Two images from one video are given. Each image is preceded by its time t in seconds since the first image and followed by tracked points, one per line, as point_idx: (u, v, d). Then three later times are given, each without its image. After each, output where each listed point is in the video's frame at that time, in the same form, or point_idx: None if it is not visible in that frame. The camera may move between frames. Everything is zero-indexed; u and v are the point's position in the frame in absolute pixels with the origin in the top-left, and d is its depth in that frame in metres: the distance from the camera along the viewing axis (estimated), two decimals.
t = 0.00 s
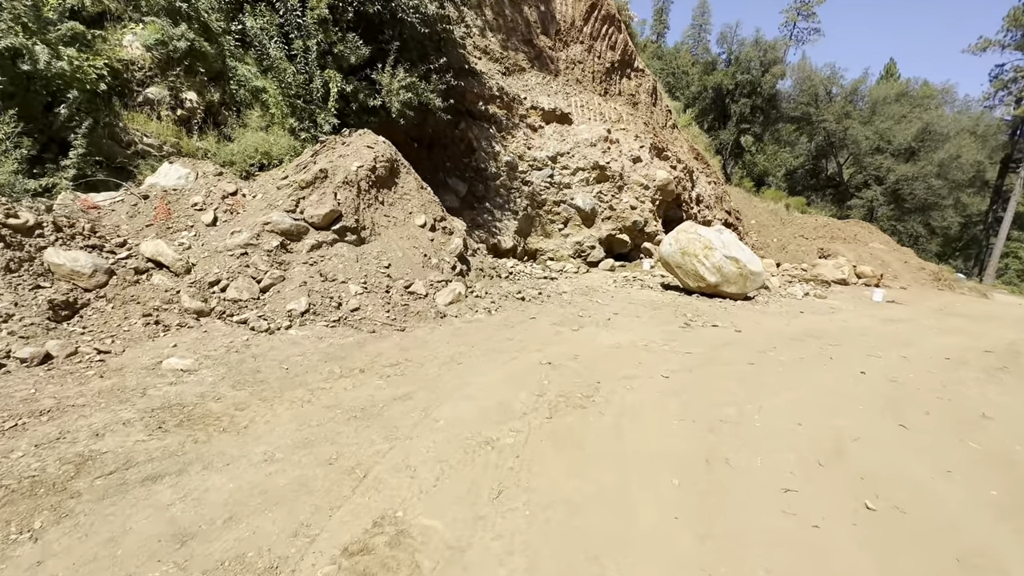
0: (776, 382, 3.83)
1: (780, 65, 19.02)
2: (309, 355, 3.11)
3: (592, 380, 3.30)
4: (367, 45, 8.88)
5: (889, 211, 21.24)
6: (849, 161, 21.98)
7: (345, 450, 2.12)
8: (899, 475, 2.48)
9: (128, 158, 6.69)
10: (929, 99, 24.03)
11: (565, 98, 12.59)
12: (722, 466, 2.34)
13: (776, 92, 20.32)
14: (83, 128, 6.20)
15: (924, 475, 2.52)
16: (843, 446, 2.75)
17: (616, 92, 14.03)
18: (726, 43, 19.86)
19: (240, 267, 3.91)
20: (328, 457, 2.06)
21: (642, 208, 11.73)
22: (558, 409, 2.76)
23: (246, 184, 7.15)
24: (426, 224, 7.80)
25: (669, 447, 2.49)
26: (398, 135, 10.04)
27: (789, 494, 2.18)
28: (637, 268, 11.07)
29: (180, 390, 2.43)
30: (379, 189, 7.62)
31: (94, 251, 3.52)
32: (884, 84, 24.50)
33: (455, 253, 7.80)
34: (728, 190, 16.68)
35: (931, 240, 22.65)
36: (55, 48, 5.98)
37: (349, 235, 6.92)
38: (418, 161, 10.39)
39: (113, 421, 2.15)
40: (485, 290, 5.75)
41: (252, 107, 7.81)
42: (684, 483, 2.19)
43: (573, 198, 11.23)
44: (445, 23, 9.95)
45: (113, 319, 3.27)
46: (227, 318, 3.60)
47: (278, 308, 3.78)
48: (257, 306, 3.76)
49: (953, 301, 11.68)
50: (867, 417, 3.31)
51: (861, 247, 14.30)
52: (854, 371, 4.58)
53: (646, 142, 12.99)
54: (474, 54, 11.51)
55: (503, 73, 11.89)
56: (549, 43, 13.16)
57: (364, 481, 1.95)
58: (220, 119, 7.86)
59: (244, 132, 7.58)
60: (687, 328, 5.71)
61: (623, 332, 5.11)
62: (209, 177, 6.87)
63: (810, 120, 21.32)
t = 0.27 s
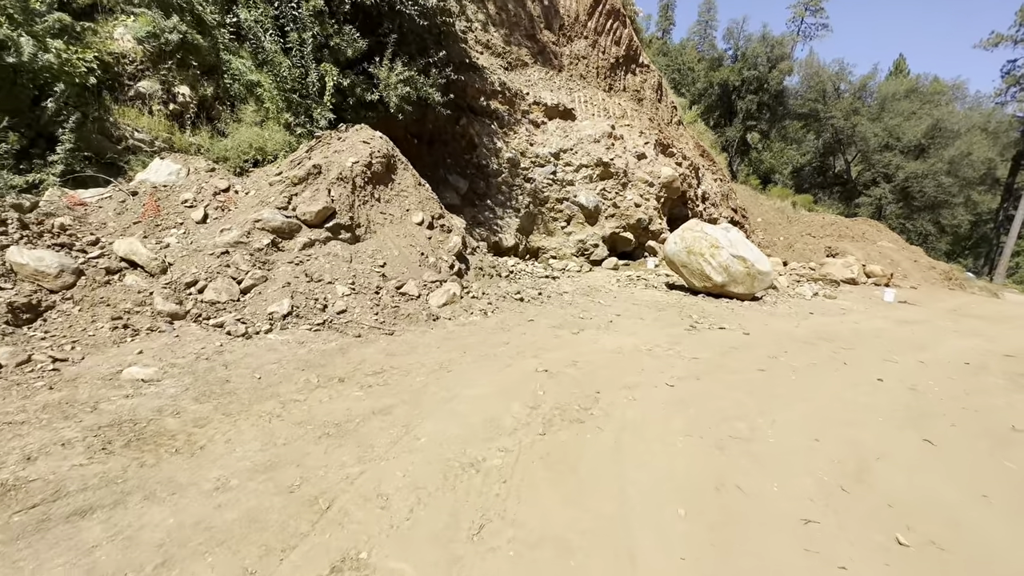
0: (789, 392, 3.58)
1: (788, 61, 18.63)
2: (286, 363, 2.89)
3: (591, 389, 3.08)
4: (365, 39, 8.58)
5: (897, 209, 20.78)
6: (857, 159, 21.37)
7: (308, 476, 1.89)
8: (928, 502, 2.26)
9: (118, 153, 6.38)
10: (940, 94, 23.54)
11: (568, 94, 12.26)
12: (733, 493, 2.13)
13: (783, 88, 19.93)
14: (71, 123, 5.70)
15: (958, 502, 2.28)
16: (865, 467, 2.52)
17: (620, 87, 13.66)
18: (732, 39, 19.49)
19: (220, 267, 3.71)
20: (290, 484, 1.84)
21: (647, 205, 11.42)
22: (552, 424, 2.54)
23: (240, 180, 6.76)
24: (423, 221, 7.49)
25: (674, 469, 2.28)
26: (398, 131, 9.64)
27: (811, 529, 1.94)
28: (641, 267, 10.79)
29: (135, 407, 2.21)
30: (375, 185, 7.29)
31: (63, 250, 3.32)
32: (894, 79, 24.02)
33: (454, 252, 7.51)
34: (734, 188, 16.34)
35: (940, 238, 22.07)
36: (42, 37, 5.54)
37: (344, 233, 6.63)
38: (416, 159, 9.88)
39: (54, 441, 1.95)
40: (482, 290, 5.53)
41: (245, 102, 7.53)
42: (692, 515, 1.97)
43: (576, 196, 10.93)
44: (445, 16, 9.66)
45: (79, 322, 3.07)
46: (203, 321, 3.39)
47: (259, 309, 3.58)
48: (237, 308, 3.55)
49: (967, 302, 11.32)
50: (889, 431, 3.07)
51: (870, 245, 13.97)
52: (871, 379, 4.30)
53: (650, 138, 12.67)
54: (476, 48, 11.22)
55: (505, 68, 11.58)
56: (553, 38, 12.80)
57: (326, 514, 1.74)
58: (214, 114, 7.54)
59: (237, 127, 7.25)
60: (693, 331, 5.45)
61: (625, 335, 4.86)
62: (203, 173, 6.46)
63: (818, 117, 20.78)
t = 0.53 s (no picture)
0: (808, 404, 3.30)
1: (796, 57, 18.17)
2: (256, 372, 2.63)
3: (591, 402, 2.81)
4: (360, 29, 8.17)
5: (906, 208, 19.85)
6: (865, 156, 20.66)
7: (256, 518, 1.63)
8: (972, 537, 2.02)
9: (106, 147, 5.42)
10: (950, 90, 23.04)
11: (571, 88, 11.75)
12: (754, 531, 1.88)
13: (791, 84, 19.45)
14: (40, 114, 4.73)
15: (1007, 540, 2.02)
16: (897, 494, 2.28)
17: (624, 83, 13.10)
18: (738, 34, 19.00)
19: (194, 266, 3.46)
20: (235, 526, 1.59)
21: (652, 202, 11.05)
22: (547, 445, 2.27)
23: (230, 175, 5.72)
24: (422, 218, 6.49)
25: (686, 499, 2.02)
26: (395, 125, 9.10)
27: None
28: (646, 266, 10.43)
29: (75, 429, 1.95)
30: (370, 180, 6.27)
31: (20, 247, 3.06)
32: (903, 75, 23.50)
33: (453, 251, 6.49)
34: (740, 185, 15.93)
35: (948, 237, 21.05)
36: None
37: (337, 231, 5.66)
38: (415, 153, 9.32)
39: None
40: (478, 291, 5.25)
41: (238, 95, 6.35)
42: (706, 561, 1.71)
43: (579, 192, 10.53)
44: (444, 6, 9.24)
45: (34, 327, 2.81)
46: (173, 326, 3.14)
47: (235, 312, 3.33)
48: (210, 312, 3.29)
49: (981, 303, 10.93)
50: (919, 448, 2.80)
51: (879, 244, 13.60)
52: (891, 388, 4.01)
53: (655, 133, 12.29)
54: (478, 41, 10.60)
55: (508, 61, 10.99)
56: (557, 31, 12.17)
57: (273, 565, 1.48)
58: (206, 108, 6.33)
59: (232, 122, 6.09)
60: (700, 335, 5.14)
61: (629, 339, 4.57)
62: (191, 169, 5.49)
63: (824, 113, 20.11)
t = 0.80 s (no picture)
0: (822, 419, 3.04)
1: (803, 52, 17.77)
2: (213, 385, 2.39)
3: (583, 419, 2.57)
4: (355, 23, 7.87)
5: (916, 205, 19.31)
6: (874, 152, 20.16)
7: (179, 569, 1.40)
8: None
9: (93, 143, 5.18)
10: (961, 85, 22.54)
11: (574, 82, 11.37)
12: None
13: (798, 80, 19.04)
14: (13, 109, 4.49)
15: None
16: (924, 530, 2.04)
17: (629, 78, 12.65)
18: (745, 29, 18.59)
19: (161, 268, 3.25)
20: None
21: (656, 200, 10.73)
22: (530, 471, 2.04)
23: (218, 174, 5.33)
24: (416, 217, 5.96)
25: (686, 538, 1.79)
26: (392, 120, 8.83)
27: None
28: (649, 265, 10.11)
29: None
30: (363, 177, 5.74)
31: None
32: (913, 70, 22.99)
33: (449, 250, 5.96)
34: (746, 182, 15.59)
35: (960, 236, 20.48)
36: None
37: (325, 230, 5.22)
38: (412, 150, 8.95)
39: None
40: (471, 292, 5.03)
41: (229, 89, 5.96)
42: None
43: (582, 189, 10.14)
44: None
45: None
46: (134, 332, 2.93)
47: (203, 316, 3.11)
48: (176, 317, 3.08)
49: (994, 304, 10.57)
50: (946, 473, 2.55)
51: (887, 242, 13.25)
52: (908, 399, 3.75)
53: (660, 129, 11.94)
54: (478, 36, 10.33)
55: (508, 56, 10.67)
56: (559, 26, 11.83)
57: None
58: (197, 102, 5.96)
59: (221, 118, 5.69)
60: (705, 340, 4.87)
61: (629, 344, 4.32)
62: (178, 166, 5.16)
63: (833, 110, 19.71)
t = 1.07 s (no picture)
0: (831, 427, 2.81)
1: (812, 46, 17.35)
2: (161, 391, 2.19)
3: (567, 428, 2.36)
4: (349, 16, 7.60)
5: (927, 202, 18.73)
6: (883, 148, 19.64)
7: None
8: None
9: (79, 138, 4.98)
10: (973, 79, 22.00)
11: (577, 76, 10.98)
12: None
13: (807, 75, 18.62)
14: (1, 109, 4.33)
15: None
16: (945, 558, 1.82)
17: (634, 73, 12.26)
18: (752, 23, 18.16)
19: (124, 264, 3.07)
20: None
21: (660, 196, 10.45)
22: (501, 491, 1.83)
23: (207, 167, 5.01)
24: (410, 212, 5.47)
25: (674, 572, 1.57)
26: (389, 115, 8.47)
27: None
28: (653, 262, 9.85)
29: None
30: (356, 172, 5.36)
31: None
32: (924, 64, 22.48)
33: (444, 245, 5.46)
34: (752, 178, 15.25)
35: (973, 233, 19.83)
36: None
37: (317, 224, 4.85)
38: (409, 145, 8.63)
39: None
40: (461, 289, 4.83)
41: (221, 83, 5.53)
42: None
43: (583, 185, 9.88)
44: None
45: None
46: (90, 333, 2.75)
47: (166, 315, 2.93)
48: (138, 317, 2.89)
49: (1008, 302, 10.22)
50: (969, 489, 2.32)
51: (897, 239, 12.90)
52: (923, 404, 3.50)
53: (664, 123, 11.62)
54: (478, 29, 9.94)
55: (510, 49, 10.28)
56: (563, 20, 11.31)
57: None
58: (187, 97, 5.56)
59: (212, 113, 5.32)
60: (706, 340, 4.63)
61: (624, 345, 4.09)
62: (164, 160, 4.86)
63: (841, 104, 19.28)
